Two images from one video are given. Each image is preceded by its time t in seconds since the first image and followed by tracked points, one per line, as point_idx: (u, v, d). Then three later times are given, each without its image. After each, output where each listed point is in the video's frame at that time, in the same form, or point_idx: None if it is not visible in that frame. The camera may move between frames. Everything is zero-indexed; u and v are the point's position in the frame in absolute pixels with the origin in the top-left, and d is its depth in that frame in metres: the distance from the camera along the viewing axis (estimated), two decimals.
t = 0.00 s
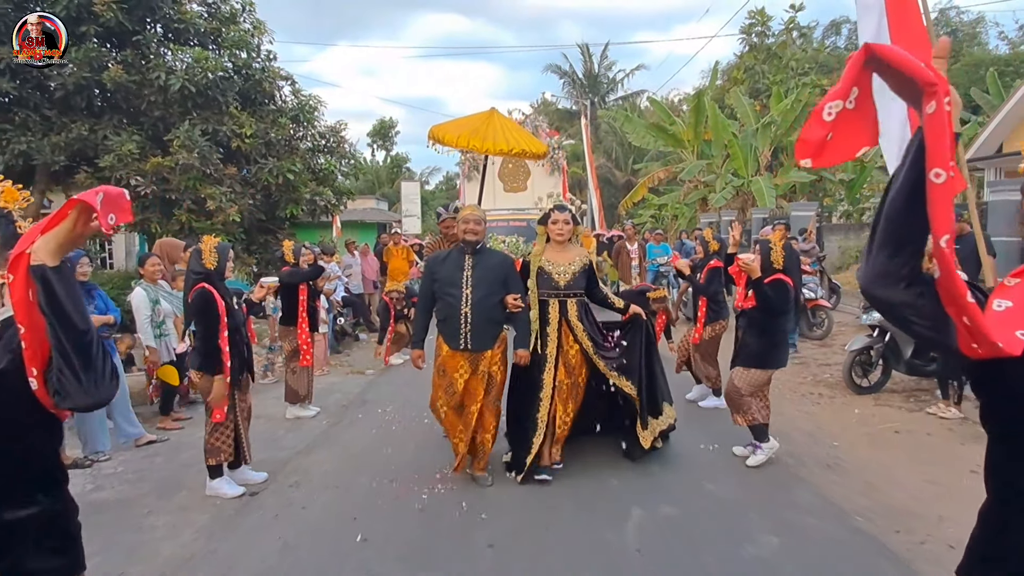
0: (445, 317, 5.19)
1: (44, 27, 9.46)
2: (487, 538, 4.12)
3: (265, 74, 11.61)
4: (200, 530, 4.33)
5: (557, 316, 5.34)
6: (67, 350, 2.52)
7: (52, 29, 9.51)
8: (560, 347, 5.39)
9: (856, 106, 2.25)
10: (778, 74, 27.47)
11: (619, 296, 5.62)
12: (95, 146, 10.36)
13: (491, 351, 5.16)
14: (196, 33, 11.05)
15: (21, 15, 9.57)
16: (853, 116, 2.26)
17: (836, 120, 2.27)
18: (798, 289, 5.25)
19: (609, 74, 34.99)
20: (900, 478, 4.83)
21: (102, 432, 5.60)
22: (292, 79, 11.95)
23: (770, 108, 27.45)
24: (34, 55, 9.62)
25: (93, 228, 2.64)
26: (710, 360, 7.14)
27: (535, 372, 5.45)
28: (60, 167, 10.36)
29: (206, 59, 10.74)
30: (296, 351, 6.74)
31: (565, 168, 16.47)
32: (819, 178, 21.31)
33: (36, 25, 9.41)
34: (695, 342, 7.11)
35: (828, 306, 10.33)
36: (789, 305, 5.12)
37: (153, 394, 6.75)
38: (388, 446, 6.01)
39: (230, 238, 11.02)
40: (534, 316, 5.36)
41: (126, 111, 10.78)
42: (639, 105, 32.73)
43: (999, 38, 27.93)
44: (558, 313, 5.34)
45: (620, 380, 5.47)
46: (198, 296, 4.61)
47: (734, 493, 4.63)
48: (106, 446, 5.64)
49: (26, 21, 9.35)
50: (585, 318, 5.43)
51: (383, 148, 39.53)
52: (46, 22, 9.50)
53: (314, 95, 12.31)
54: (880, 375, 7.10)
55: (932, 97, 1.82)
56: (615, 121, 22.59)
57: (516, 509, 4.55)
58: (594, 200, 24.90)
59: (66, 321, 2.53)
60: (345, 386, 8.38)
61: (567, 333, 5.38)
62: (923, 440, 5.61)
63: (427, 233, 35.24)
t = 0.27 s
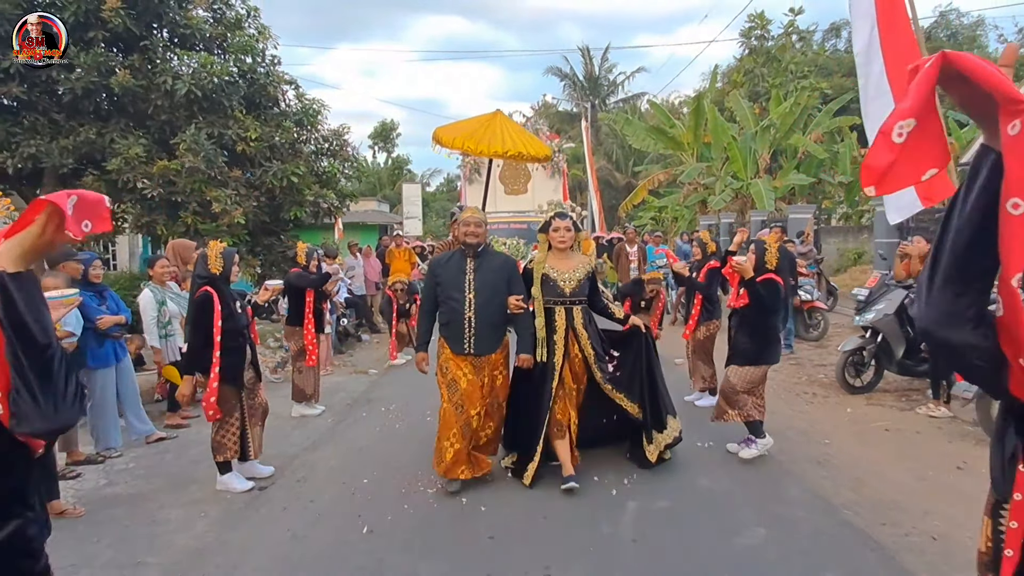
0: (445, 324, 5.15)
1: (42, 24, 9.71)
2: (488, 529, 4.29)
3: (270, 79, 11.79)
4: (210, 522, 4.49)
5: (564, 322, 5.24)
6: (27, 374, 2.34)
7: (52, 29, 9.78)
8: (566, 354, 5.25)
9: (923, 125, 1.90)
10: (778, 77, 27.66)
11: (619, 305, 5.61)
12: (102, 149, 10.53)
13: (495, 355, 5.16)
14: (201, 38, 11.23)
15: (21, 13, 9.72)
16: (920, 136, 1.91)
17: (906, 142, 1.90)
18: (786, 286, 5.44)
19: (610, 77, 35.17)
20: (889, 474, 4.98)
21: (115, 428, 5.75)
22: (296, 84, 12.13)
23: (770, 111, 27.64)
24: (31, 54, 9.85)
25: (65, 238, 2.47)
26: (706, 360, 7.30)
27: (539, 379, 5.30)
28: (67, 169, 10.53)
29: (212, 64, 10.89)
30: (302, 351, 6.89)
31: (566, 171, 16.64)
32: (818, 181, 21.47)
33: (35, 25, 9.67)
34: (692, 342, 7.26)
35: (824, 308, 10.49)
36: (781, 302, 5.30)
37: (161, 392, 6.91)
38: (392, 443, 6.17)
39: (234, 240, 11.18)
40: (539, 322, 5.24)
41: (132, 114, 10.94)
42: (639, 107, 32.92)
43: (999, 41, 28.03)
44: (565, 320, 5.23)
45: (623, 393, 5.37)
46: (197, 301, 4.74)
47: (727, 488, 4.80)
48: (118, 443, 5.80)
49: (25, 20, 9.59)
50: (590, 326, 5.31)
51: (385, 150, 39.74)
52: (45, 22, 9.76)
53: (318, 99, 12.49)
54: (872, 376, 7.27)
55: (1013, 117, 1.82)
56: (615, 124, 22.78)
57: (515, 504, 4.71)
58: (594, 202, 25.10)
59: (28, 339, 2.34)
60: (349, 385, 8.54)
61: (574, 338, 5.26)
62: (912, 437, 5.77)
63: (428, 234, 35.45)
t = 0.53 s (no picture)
0: (444, 332, 5.07)
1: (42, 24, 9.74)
2: (488, 521, 4.45)
3: (274, 82, 12.00)
4: (220, 513, 4.66)
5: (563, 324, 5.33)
6: None
7: (52, 29, 9.83)
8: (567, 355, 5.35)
9: (989, 89, 2.28)
10: (777, 80, 27.81)
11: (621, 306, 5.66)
12: (109, 151, 10.69)
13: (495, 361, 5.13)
14: (207, 42, 11.40)
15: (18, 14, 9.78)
16: (986, 103, 2.30)
17: (968, 112, 2.31)
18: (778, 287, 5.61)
19: (610, 79, 35.30)
20: (876, 468, 5.15)
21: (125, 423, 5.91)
22: (299, 87, 12.31)
23: (769, 114, 27.78)
24: (32, 53, 9.92)
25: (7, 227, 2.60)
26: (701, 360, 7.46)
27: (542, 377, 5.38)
28: (74, 171, 10.69)
29: (217, 67, 11.05)
30: (304, 354, 7.06)
31: (566, 173, 16.81)
32: (816, 183, 21.60)
33: (35, 25, 9.71)
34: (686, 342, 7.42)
35: (820, 309, 10.65)
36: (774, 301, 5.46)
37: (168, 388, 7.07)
38: (395, 439, 6.34)
39: (239, 241, 11.34)
40: (539, 326, 5.33)
41: (138, 117, 11.09)
42: (639, 109, 33.06)
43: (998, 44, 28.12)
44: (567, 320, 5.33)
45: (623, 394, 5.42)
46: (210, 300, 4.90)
47: (720, 483, 4.96)
48: (128, 438, 5.96)
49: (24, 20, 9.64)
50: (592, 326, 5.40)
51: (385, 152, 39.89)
52: (45, 22, 9.80)
53: (321, 102, 12.66)
54: (864, 375, 7.43)
55: None
56: (615, 127, 22.94)
57: (514, 496, 4.88)
58: (594, 203, 25.25)
59: None
60: (352, 384, 8.70)
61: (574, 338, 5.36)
62: (900, 434, 5.94)
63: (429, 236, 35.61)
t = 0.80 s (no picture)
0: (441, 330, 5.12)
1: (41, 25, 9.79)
2: (491, 511, 4.64)
3: (279, 85, 12.19)
4: (233, 502, 4.85)
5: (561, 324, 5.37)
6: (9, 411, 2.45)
7: (51, 29, 9.87)
8: (563, 353, 5.39)
9: None
10: (776, 83, 27.98)
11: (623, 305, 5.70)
12: (117, 152, 10.86)
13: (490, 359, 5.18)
14: (214, 45, 11.57)
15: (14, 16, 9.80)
16: None
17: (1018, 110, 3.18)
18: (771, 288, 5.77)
19: (611, 81, 35.44)
20: (865, 462, 5.33)
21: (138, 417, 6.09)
22: (304, 89, 12.49)
23: (768, 116, 27.94)
24: (31, 53, 10.00)
25: None
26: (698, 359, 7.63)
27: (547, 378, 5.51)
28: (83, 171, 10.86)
29: (224, 70, 11.21)
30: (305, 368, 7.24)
31: (567, 175, 16.98)
32: (816, 185, 21.75)
33: (35, 25, 9.73)
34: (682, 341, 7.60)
35: (816, 309, 10.82)
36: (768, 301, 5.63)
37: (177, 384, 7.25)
38: (399, 433, 6.52)
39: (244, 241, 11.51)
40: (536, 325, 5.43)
41: (145, 118, 11.25)
42: (640, 111, 33.22)
43: (997, 47, 28.26)
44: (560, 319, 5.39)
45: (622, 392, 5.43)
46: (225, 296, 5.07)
47: (714, 475, 5.14)
48: (140, 431, 6.12)
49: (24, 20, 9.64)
50: (590, 325, 5.41)
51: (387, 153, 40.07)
52: (45, 22, 9.83)
53: (325, 104, 12.84)
54: (857, 374, 7.60)
55: None
56: (616, 128, 23.11)
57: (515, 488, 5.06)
58: (594, 204, 25.42)
59: None
60: (356, 381, 8.89)
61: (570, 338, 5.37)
62: (890, 430, 6.12)
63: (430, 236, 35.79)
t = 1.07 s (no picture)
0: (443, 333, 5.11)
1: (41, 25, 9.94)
2: (492, 502, 4.83)
3: (285, 87, 12.37)
4: (245, 493, 5.05)
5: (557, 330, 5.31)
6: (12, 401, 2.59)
7: (52, 29, 10.02)
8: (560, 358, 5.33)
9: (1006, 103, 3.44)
10: (777, 84, 28.12)
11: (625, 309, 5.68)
12: (125, 153, 11.03)
13: (490, 363, 5.11)
14: (220, 47, 11.76)
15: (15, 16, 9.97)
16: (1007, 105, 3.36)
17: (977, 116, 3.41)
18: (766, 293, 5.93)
19: (612, 82, 35.60)
20: (854, 457, 5.52)
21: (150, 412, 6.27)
22: (309, 91, 12.66)
23: (768, 117, 28.09)
24: (32, 54, 10.17)
25: None
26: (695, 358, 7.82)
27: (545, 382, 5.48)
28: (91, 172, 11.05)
29: (230, 72, 11.39)
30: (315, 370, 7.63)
31: (568, 176, 17.17)
32: (815, 186, 21.91)
33: (35, 25, 9.89)
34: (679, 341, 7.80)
35: (812, 309, 11.00)
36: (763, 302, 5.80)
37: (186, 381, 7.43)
38: (404, 428, 6.71)
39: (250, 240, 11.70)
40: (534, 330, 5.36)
41: (153, 119, 11.42)
42: (641, 112, 33.38)
43: (997, 48, 28.38)
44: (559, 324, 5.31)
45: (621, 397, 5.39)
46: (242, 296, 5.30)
47: (708, 469, 5.33)
48: (152, 426, 6.31)
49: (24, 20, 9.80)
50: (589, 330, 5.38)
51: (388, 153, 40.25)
52: (45, 22, 9.98)
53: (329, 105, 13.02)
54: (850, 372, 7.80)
55: None
56: (616, 129, 23.29)
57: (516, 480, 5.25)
58: (594, 205, 25.61)
59: None
60: (360, 378, 9.07)
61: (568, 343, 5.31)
62: (879, 426, 6.31)
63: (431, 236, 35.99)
